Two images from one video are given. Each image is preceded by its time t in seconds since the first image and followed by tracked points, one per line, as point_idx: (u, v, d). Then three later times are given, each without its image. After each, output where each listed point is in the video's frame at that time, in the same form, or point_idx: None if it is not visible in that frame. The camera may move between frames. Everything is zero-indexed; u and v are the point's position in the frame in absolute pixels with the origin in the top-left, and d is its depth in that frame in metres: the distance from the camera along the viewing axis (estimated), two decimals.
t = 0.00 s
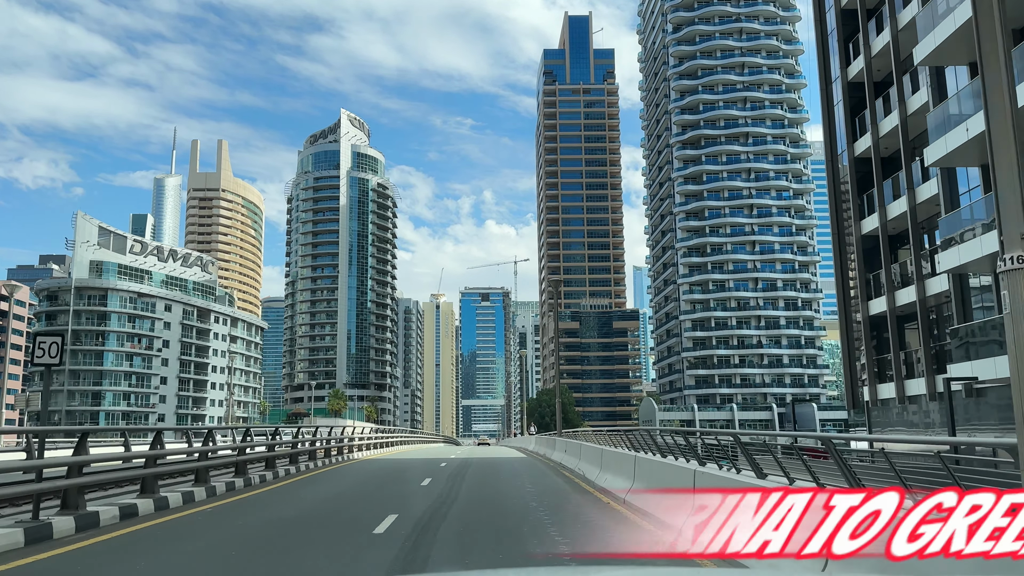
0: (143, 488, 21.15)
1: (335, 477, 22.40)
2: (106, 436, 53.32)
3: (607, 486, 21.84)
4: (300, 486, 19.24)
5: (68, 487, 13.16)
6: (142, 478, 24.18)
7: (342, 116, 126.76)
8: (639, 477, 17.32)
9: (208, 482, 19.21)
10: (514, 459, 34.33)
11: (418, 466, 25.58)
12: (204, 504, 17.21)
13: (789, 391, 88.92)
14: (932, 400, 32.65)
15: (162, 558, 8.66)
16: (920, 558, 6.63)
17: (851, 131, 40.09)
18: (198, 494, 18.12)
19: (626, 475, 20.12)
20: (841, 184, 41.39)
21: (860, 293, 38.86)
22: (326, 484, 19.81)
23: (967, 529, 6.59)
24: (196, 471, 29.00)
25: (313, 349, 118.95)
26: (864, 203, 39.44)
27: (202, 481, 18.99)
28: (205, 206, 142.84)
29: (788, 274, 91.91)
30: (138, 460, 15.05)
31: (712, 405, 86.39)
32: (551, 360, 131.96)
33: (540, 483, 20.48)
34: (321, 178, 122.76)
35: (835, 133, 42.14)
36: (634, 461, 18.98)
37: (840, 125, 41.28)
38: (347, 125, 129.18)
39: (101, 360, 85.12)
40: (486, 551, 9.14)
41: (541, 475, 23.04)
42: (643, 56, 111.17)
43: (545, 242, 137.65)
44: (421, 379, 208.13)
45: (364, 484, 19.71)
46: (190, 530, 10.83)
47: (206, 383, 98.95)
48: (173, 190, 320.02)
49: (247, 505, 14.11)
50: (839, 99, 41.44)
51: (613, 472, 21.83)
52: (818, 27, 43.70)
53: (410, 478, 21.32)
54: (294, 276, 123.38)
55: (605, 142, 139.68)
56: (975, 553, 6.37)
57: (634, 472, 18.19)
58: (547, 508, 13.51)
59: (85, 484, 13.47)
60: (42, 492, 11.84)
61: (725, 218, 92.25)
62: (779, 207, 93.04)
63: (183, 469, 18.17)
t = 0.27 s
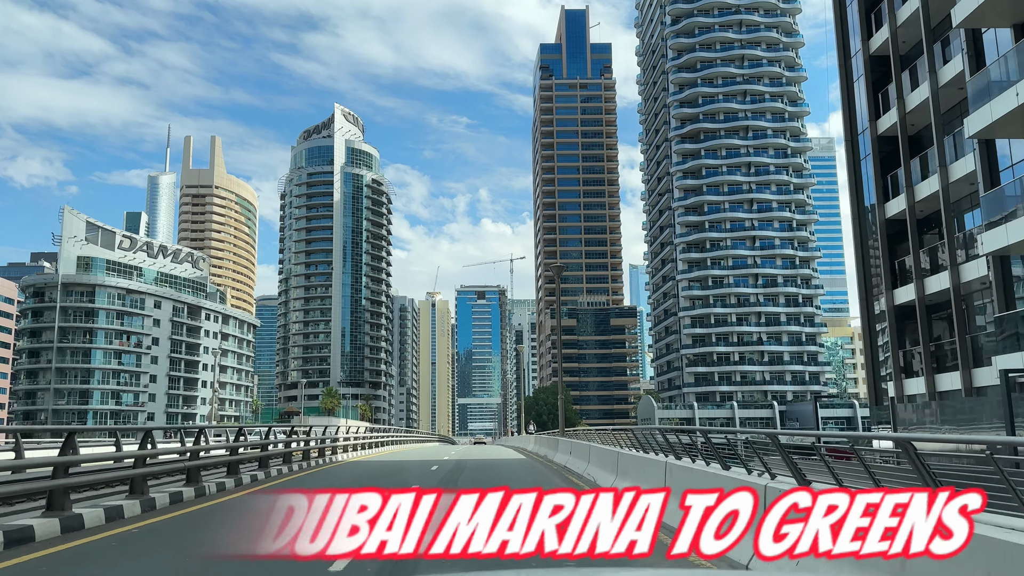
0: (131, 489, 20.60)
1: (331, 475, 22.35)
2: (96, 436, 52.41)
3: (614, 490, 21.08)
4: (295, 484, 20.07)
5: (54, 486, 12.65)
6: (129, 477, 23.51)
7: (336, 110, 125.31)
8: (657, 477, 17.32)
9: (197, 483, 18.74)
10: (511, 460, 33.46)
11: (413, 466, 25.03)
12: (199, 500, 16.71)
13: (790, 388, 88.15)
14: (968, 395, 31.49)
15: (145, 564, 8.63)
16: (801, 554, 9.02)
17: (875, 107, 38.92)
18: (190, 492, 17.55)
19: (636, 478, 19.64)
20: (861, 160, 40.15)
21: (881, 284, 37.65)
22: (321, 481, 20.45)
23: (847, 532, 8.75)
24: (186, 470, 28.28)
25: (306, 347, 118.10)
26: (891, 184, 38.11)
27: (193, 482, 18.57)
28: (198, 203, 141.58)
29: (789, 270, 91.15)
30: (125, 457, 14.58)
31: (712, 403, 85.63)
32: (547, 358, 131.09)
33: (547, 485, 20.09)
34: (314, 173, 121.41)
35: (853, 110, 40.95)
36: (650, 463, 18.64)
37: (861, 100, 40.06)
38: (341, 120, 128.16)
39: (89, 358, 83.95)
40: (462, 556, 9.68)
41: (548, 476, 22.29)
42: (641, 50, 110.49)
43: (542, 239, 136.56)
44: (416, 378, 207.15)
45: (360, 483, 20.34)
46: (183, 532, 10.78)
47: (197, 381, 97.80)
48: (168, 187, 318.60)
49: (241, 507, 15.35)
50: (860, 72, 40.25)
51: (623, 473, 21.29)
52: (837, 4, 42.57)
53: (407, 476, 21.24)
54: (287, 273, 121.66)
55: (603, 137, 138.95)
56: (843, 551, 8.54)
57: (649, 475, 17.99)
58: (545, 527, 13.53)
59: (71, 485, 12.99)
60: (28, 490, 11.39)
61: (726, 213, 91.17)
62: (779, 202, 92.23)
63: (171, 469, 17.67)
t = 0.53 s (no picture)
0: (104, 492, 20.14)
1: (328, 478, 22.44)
2: (85, 437, 51.28)
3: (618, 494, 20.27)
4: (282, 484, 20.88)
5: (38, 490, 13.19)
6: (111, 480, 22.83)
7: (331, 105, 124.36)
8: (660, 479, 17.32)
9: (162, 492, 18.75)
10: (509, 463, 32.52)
11: (409, 467, 24.57)
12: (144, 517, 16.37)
13: (792, 386, 87.25)
14: (1010, 392, 30.02)
15: (68, 572, 8.63)
16: (723, 553, 11.94)
17: (903, 82, 37.43)
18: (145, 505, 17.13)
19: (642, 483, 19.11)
20: (886, 140, 38.48)
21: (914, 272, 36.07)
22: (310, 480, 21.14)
23: (769, 532, 11.49)
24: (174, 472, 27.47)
25: (301, 345, 116.95)
26: (919, 162, 36.25)
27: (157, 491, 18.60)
28: (192, 200, 140.52)
29: (790, 266, 90.35)
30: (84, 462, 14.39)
31: (712, 402, 84.71)
32: (545, 356, 130.14)
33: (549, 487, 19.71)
34: (309, 169, 120.48)
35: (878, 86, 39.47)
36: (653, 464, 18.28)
37: (886, 74, 38.51)
38: (335, 116, 127.14)
39: (79, 356, 82.84)
40: (386, 561, 9.97)
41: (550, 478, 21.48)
42: (640, 46, 109.74)
43: (539, 236, 135.59)
44: (413, 378, 206.06)
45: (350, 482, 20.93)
46: (118, 544, 10.79)
47: (189, 380, 96.61)
48: (163, 186, 316.68)
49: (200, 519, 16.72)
50: (886, 45, 38.66)
51: (628, 475, 20.67)
52: None
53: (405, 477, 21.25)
54: (281, 270, 120.83)
55: (601, 133, 138.13)
56: (765, 549, 11.39)
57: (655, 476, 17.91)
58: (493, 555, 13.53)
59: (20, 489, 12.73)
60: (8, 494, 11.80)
61: (726, 208, 90.59)
62: (780, 197, 91.40)
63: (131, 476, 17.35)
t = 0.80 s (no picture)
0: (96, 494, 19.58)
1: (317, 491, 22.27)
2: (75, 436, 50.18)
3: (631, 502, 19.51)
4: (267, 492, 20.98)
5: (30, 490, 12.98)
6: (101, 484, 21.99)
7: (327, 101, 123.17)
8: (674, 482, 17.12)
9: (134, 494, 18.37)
10: (512, 471, 31.32)
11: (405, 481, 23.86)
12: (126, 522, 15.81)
13: (794, 384, 86.38)
14: (1014, 392, 28.56)
15: None
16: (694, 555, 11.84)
17: (936, 52, 33.35)
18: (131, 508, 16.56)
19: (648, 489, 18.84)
20: (915, 117, 34.93)
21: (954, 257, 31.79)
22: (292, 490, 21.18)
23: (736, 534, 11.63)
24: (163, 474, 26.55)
25: (297, 344, 115.81)
26: (956, 137, 32.35)
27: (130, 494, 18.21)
28: (187, 197, 139.39)
29: (793, 263, 89.33)
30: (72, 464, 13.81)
31: (714, 400, 83.77)
32: (543, 355, 129.23)
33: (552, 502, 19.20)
34: (304, 166, 119.36)
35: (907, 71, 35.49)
36: (665, 468, 17.94)
37: (917, 50, 34.62)
38: (331, 112, 125.89)
39: (69, 355, 81.83)
40: (373, 566, 9.94)
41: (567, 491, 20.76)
42: (640, 40, 108.79)
43: (537, 233, 134.61)
44: (410, 376, 204.98)
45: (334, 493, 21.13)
46: (105, 546, 10.78)
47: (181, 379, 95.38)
48: (160, 183, 314.74)
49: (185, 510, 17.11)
50: (918, 10, 34.77)
51: (637, 480, 20.19)
52: None
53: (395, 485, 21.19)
54: (277, 267, 120.72)
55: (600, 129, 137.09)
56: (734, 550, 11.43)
57: (668, 479, 17.69)
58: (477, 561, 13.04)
59: (1, 492, 12.28)
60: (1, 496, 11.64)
61: (727, 204, 89.87)
62: (783, 192, 90.33)
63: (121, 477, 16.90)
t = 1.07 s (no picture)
0: (86, 493, 18.89)
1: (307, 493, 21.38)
2: (64, 438, 49.01)
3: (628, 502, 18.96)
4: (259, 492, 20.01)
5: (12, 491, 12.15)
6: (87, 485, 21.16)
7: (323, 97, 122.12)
8: (670, 480, 16.68)
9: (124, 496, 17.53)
10: (510, 472, 30.43)
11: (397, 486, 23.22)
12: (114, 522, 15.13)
13: (799, 382, 85.51)
14: None
15: None
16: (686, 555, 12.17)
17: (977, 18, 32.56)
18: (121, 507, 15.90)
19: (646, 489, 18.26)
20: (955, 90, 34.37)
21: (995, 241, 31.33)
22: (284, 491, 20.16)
23: (729, 535, 12.06)
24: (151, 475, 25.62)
25: (293, 343, 114.59)
26: (1001, 110, 31.40)
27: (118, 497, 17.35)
28: (183, 194, 138.31)
29: (797, 259, 88.40)
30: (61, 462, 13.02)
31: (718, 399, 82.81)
32: (542, 353, 128.39)
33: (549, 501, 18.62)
34: (300, 162, 118.39)
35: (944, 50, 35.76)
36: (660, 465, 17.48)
37: (957, 24, 33.82)
38: (327, 107, 124.84)
39: (58, 353, 80.88)
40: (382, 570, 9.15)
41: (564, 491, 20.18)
42: (641, 36, 107.93)
43: (536, 231, 133.75)
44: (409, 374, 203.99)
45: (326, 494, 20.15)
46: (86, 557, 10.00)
47: (175, 378, 94.31)
48: (157, 182, 313.34)
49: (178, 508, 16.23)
50: None
51: (633, 477, 19.69)
52: None
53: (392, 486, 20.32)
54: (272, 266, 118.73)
55: (599, 125, 136.34)
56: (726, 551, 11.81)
57: (662, 477, 17.23)
58: (476, 560, 12.41)
59: None
60: None
61: (730, 199, 89.02)
62: (787, 187, 89.80)
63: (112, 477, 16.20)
